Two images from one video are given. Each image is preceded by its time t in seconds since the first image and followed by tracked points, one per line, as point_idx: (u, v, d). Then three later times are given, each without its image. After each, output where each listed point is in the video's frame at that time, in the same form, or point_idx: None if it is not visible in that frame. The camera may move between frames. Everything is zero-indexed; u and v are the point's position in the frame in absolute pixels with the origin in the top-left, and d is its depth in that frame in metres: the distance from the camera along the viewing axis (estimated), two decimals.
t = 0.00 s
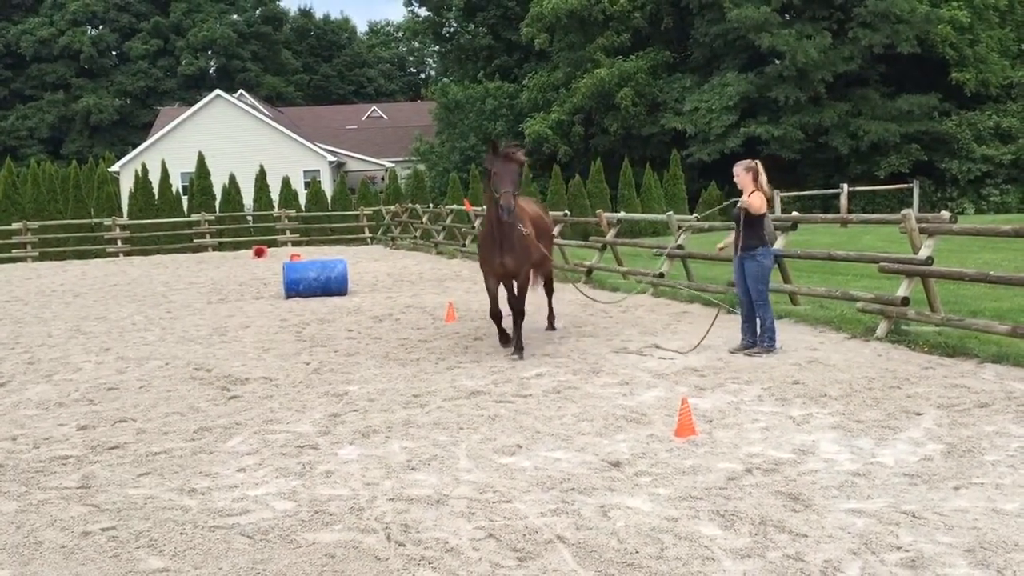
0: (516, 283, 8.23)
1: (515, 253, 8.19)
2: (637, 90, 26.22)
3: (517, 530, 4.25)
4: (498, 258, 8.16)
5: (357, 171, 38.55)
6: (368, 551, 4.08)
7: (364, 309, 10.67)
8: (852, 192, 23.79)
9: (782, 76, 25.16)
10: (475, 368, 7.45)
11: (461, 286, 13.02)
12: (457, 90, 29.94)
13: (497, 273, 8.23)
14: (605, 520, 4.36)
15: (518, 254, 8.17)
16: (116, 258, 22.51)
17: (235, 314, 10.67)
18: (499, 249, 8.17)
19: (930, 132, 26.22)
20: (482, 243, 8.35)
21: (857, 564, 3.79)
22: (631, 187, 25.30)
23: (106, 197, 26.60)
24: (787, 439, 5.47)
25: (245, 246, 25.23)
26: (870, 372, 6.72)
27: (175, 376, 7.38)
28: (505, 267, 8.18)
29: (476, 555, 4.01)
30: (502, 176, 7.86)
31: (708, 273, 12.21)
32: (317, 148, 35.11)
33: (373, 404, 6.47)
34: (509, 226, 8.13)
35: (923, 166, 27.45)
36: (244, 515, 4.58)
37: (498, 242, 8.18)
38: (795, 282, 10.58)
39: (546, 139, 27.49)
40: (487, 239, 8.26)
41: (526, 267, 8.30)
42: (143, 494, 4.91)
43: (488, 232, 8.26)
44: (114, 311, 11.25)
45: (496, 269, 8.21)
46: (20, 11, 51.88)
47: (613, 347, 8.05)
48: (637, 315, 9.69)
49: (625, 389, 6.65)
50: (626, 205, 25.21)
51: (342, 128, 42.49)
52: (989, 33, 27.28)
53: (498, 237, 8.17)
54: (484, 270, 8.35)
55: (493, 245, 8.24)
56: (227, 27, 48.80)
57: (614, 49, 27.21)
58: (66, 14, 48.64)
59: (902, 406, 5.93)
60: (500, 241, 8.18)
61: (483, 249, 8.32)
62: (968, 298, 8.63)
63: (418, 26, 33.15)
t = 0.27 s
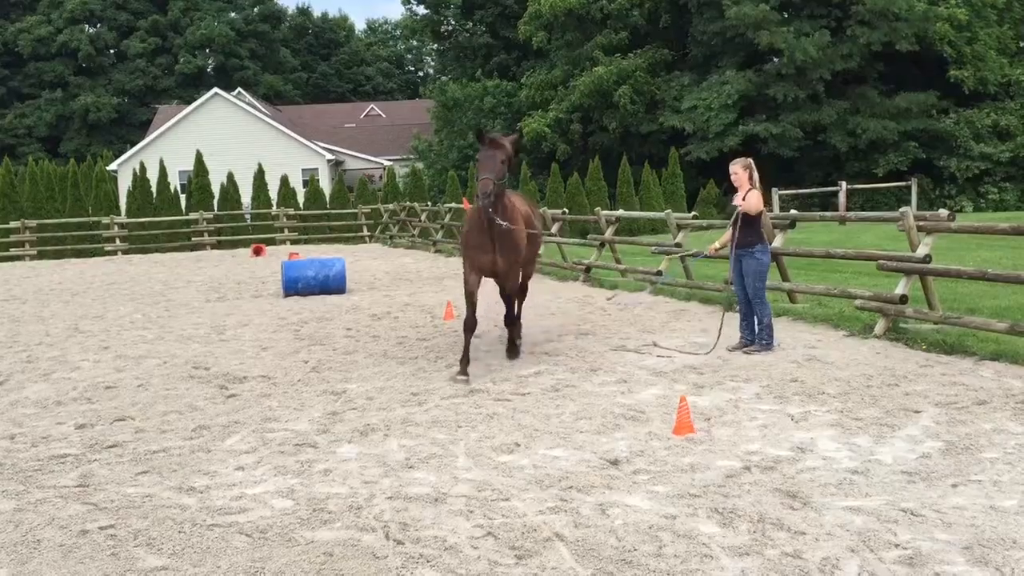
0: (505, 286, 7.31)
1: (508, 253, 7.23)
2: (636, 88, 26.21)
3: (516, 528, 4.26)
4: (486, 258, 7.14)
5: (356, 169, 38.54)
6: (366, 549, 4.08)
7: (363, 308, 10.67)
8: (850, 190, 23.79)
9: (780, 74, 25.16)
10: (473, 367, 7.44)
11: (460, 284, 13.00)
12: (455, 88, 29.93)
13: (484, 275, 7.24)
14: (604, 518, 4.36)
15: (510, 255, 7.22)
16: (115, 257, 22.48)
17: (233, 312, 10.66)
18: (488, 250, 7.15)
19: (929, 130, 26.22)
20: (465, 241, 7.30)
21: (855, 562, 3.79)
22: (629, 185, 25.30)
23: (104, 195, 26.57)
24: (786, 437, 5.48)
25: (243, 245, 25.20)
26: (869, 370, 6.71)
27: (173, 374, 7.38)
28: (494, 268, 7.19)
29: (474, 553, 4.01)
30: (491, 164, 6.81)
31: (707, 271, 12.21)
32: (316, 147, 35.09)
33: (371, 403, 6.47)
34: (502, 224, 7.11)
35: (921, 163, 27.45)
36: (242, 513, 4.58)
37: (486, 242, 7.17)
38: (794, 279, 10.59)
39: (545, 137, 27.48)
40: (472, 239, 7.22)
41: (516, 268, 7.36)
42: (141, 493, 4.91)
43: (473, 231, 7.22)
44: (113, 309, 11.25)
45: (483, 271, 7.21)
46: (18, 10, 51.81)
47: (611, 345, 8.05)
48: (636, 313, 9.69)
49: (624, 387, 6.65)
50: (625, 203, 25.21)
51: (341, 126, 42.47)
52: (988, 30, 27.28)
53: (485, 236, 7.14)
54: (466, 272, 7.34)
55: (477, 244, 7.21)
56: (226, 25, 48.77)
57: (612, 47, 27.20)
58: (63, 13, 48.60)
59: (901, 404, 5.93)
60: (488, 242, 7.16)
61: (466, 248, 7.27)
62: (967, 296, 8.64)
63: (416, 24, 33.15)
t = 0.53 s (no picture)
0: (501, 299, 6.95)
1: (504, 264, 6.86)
2: (634, 85, 26.20)
3: (515, 526, 4.26)
4: (482, 269, 6.77)
5: (354, 167, 38.53)
6: (365, 547, 4.08)
7: (361, 306, 10.66)
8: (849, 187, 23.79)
9: (779, 71, 25.15)
10: (472, 365, 7.44)
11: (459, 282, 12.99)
12: (454, 86, 29.92)
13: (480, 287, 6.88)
14: (603, 516, 4.36)
15: (508, 267, 6.85)
16: (113, 254, 22.48)
17: (232, 310, 10.66)
18: (485, 261, 6.78)
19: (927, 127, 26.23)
20: (460, 250, 6.91)
21: (853, 559, 3.80)
22: (628, 183, 25.29)
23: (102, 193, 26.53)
24: (784, 434, 5.48)
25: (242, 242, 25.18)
26: (868, 367, 6.72)
27: (172, 372, 7.37)
28: (489, 279, 6.83)
29: (474, 551, 4.01)
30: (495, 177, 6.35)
31: (706, 269, 12.22)
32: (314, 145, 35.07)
33: (370, 400, 6.47)
34: (501, 235, 6.72)
35: (920, 161, 27.46)
36: (241, 511, 4.58)
37: (484, 254, 6.79)
38: (792, 277, 10.59)
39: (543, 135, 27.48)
40: (468, 249, 6.83)
41: (512, 278, 7.02)
42: (140, 491, 4.90)
43: (471, 242, 6.82)
44: (112, 307, 11.24)
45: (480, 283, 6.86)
46: (16, 7, 51.76)
47: (610, 343, 8.05)
48: (634, 310, 9.69)
49: (623, 384, 6.66)
50: (623, 201, 25.20)
51: (339, 124, 42.45)
52: (986, 28, 27.28)
53: (484, 247, 6.73)
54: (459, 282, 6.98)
55: (474, 254, 6.83)
56: (224, 23, 48.73)
57: (611, 45, 27.17)
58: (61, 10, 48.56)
59: (899, 401, 5.94)
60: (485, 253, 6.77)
61: (461, 259, 6.85)
62: (965, 294, 8.64)
63: (415, 21, 33.13)
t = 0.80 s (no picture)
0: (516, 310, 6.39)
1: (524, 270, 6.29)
2: (631, 84, 26.22)
3: (512, 524, 4.26)
4: (502, 278, 6.18)
5: (351, 166, 38.51)
6: (362, 545, 4.08)
7: (359, 304, 10.66)
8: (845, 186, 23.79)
9: (776, 70, 25.17)
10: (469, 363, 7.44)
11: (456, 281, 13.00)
12: (450, 84, 29.93)
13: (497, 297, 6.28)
14: (600, 514, 4.37)
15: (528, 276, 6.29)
16: (109, 254, 22.46)
17: (229, 309, 10.65)
18: (505, 269, 6.17)
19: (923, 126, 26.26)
20: (476, 256, 6.26)
21: (850, 557, 3.80)
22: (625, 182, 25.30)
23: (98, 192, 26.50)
24: (781, 433, 5.49)
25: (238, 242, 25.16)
26: (864, 366, 6.73)
27: (168, 371, 7.37)
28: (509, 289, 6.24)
29: (470, 549, 4.01)
30: (532, 179, 5.73)
31: (703, 267, 12.22)
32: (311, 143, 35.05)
33: (367, 399, 6.46)
34: (525, 241, 6.13)
35: (916, 160, 27.49)
36: (238, 509, 4.58)
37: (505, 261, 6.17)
38: (789, 275, 10.60)
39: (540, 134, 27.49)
40: (487, 257, 6.18)
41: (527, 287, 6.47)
42: (137, 489, 4.90)
43: (490, 248, 6.17)
44: (108, 306, 11.23)
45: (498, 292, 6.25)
46: (13, 6, 51.70)
47: (607, 341, 8.05)
48: (632, 309, 9.69)
49: (620, 383, 6.67)
50: (620, 200, 25.21)
51: (336, 123, 42.42)
52: (983, 27, 27.30)
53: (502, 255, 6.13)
54: (472, 292, 6.35)
55: (491, 264, 6.20)
56: (221, 22, 48.71)
57: (608, 44, 27.16)
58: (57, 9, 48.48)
59: (896, 399, 5.95)
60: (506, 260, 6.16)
61: (477, 268, 6.24)
62: (962, 292, 8.65)
63: (412, 20, 33.11)
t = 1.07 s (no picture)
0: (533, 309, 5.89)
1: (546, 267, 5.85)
2: (625, 84, 26.24)
3: (505, 524, 4.26)
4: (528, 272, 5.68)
5: (345, 165, 38.47)
6: (355, 545, 4.08)
7: (352, 303, 10.65)
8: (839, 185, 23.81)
9: (769, 70, 25.20)
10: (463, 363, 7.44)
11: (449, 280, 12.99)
12: (444, 83, 29.91)
13: (518, 296, 5.77)
14: (593, 513, 4.37)
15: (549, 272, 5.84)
16: (102, 252, 22.40)
17: (222, 308, 10.63)
18: (533, 264, 5.70)
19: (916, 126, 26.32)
20: (499, 247, 5.73)
21: (842, 556, 3.81)
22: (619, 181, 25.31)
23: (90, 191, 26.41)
24: (774, 432, 5.50)
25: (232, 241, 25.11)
26: (857, 365, 6.74)
27: (162, 371, 7.35)
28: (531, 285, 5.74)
29: (463, 548, 4.01)
30: (580, 158, 5.34)
31: (696, 267, 12.24)
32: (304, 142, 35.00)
33: (361, 398, 6.45)
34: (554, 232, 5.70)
35: (909, 160, 27.55)
36: (231, 509, 4.57)
37: (534, 255, 5.71)
38: (782, 275, 10.62)
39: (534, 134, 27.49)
40: (516, 249, 5.69)
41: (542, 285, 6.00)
42: (129, 489, 4.89)
43: (520, 239, 5.69)
44: (101, 305, 11.20)
45: (519, 291, 5.72)
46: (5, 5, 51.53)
47: (600, 340, 8.06)
48: (625, 308, 9.70)
49: (613, 382, 6.67)
50: (614, 199, 25.22)
51: (330, 122, 42.37)
52: (975, 27, 27.36)
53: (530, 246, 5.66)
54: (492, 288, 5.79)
55: (516, 256, 5.69)
56: (214, 20, 48.61)
57: (601, 43, 27.17)
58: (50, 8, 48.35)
59: (888, 398, 5.96)
60: (536, 253, 5.71)
61: (501, 259, 5.71)
62: (954, 292, 8.67)
63: (405, 19, 33.08)
